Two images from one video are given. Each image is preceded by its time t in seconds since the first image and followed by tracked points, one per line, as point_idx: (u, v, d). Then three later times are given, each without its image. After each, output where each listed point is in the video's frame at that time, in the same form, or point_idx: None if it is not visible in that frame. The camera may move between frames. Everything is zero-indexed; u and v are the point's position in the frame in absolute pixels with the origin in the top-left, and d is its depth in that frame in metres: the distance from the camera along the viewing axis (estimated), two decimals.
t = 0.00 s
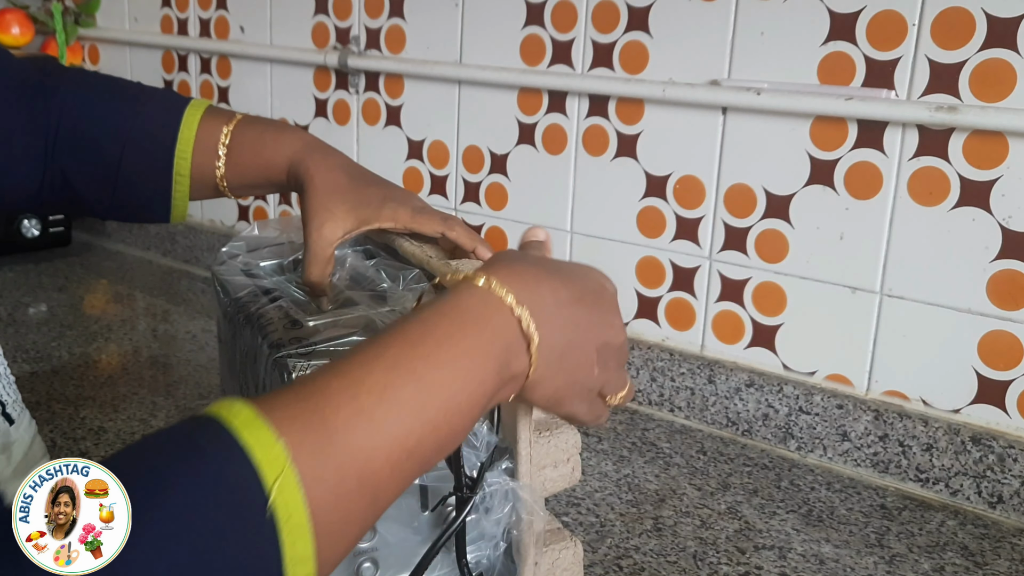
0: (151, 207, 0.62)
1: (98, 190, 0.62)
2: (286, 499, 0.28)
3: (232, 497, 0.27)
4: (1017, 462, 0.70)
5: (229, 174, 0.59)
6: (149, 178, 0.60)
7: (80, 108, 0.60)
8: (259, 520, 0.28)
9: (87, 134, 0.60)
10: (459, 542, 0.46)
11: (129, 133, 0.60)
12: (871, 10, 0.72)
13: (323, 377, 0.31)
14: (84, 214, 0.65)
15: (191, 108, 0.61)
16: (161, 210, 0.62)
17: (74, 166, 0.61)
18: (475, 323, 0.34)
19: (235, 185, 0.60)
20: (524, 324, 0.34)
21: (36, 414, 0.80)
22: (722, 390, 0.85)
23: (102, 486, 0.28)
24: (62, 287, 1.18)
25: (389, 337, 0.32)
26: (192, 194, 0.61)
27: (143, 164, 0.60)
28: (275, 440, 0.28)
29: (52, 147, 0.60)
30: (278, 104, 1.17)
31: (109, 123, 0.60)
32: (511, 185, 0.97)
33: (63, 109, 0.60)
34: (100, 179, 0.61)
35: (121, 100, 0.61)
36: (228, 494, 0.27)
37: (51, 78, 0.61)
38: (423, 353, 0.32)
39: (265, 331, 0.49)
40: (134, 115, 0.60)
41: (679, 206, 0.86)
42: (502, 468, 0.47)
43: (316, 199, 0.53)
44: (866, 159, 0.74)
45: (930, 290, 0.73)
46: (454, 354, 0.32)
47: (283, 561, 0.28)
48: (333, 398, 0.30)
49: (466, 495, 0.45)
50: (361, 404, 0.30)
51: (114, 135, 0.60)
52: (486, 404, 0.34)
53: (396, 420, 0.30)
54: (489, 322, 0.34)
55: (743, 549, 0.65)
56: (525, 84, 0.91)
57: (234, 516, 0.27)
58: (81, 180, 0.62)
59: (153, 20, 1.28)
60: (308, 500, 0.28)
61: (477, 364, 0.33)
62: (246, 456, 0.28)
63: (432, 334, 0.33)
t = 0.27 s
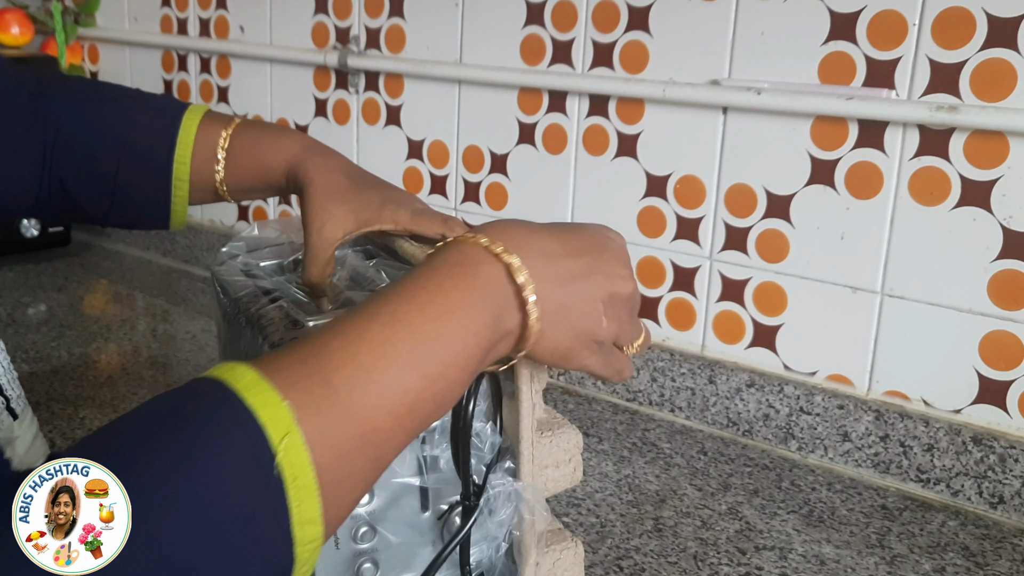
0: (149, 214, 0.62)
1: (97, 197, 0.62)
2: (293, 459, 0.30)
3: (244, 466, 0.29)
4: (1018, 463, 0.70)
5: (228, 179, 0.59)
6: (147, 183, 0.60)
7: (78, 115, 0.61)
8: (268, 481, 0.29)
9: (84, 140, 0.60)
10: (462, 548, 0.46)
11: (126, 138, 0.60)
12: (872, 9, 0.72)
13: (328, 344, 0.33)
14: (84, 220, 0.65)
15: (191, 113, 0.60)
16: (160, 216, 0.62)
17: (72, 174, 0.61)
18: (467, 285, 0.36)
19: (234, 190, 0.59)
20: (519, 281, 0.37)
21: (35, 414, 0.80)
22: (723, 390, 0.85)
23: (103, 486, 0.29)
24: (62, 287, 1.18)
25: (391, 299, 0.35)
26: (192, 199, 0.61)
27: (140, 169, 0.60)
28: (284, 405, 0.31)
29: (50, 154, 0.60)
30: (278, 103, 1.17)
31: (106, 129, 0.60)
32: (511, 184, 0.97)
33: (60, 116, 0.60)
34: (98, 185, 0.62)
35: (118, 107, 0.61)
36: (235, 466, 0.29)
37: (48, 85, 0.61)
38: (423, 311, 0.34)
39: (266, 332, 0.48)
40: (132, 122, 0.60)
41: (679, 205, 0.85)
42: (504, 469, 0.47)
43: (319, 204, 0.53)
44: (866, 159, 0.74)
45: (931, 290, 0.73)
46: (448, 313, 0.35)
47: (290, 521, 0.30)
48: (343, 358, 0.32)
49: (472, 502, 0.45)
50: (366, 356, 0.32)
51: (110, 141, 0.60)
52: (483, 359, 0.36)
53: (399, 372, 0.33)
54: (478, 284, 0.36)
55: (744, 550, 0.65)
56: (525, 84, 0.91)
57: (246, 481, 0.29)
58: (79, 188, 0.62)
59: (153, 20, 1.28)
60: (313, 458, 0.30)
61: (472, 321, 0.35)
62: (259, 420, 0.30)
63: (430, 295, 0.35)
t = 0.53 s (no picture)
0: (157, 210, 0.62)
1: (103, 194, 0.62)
2: (279, 432, 0.30)
3: (229, 432, 0.29)
4: (1018, 462, 0.70)
5: (231, 181, 0.59)
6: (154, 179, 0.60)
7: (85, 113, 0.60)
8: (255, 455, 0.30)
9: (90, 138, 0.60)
10: (467, 540, 0.47)
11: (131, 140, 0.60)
12: (872, 9, 0.72)
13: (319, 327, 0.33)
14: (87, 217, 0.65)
15: (193, 113, 0.61)
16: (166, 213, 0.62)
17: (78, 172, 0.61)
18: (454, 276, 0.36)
19: (238, 191, 0.60)
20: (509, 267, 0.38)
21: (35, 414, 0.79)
22: (723, 391, 0.85)
23: (102, 486, 0.28)
24: (61, 287, 1.18)
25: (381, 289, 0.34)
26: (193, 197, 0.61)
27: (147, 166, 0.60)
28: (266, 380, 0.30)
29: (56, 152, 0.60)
30: (277, 103, 1.17)
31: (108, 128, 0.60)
32: (511, 184, 0.97)
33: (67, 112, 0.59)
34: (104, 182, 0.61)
35: (119, 106, 0.61)
36: (226, 431, 0.29)
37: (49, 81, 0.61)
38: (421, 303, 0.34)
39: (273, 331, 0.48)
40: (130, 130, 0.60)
41: (679, 205, 0.85)
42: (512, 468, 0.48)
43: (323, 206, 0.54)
44: (866, 159, 0.74)
45: (931, 291, 0.73)
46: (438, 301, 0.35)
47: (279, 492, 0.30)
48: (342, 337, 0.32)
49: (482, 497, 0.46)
50: (370, 340, 0.32)
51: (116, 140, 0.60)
52: (474, 342, 0.36)
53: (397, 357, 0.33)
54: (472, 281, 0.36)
55: (744, 550, 0.65)
56: (525, 83, 0.91)
57: (228, 459, 0.29)
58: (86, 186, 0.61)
59: (153, 20, 1.28)
60: (301, 434, 0.30)
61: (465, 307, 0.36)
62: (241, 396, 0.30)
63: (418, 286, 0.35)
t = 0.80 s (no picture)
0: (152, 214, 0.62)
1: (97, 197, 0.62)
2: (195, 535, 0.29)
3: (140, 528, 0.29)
4: (1018, 462, 0.70)
5: (231, 182, 0.59)
6: (148, 183, 0.60)
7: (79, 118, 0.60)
8: (169, 555, 0.29)
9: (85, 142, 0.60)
10: (465, 534, 0.47)
11: (125, 142, 0.60)
12: (872, 9, 0.72)
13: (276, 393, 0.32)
14: (86, 221, 0.65)
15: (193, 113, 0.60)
16: (162, 217, 0.62)
17: (74, 175, 0.61)
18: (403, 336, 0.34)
19: (238, 193, 0.60)
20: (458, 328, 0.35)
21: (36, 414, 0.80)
22: (723, 391, 0.85)
23: (102, 488, 0.30)
24: (61, 287, 1.18)
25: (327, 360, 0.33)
26: (193, 200, 0.61)
27: (142, 169, 0.60)
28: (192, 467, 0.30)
29: (52, 156, 0.61)
30: (277, 103, 1.17)
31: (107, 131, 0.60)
32: (511, 184, 0.97)
33: (63, 118, 0.60)
34: (100, 185, 0.61)
35: (116, 109, 0.61)
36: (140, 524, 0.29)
37: (49, 86, 0.62)
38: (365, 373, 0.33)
39: (274, 331, 0.48)
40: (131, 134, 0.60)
41: (679, 205, 0.85)
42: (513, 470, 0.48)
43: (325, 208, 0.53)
44: (866, 159, 0.74)
45: (931, 291, 0.73)
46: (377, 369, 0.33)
47: None
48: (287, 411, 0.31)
49: (478, 479, 0.46)
50: (303, 414, 0.31)
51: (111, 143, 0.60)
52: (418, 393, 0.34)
53: (328, 436, 0.31)
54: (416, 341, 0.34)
55: (744, 550, 0.65)
56: (525, 84, 0.91)
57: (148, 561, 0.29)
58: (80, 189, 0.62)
59: (153, 20, 1.28)
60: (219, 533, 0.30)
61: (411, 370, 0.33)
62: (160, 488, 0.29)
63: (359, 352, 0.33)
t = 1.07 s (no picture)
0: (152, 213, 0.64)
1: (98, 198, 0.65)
2: None
3: None
4: (1018, 463, 0.70)
5: (228, 184, 0.62)
6: (145, 182, 0.63)
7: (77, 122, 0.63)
8: None
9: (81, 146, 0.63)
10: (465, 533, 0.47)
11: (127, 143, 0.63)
12: (873, 9, 0.72)
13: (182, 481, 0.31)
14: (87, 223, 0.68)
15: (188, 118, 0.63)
16: (161, 217, 0.65)
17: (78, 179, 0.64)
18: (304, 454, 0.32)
19: (235, 194, 0.63)
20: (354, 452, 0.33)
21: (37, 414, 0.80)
22: (723, 391, 0.85)
23: (98, 490, 0.35)
24: (61, 287, 1.18)
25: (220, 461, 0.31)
26: (190, 203, 0.64)
27: (140, 171, 0.63)
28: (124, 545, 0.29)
29: (52, 157, 0.64)
30: (277, 103, 1.17)
31: (107, 133, 0.63)
32: (511, 184, 0.97)
33: (62, 122, 0.63)
34: (100, 186, 0.64)
35: (118, 113, 0.64)
36: None
37: (46, 94, 0.65)
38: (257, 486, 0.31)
39: (271, 332, 0.48)
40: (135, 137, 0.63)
41: (679, 205, 0.85)
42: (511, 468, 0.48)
43: (317, 200, 0.55)
44: (866, 159, 0.74)
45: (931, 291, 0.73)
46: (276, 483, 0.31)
47: None
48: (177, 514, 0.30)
49: (471, 502, 0.46)
50: (190, 533, 0.29)
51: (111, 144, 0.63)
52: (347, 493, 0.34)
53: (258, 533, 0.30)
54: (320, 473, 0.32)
55: (744, 550, 0.65)
56: (525, 84, 0.91)
57: None
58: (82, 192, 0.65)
59: (153, 20, 1.28)
60: None
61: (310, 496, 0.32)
62: None
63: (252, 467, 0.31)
